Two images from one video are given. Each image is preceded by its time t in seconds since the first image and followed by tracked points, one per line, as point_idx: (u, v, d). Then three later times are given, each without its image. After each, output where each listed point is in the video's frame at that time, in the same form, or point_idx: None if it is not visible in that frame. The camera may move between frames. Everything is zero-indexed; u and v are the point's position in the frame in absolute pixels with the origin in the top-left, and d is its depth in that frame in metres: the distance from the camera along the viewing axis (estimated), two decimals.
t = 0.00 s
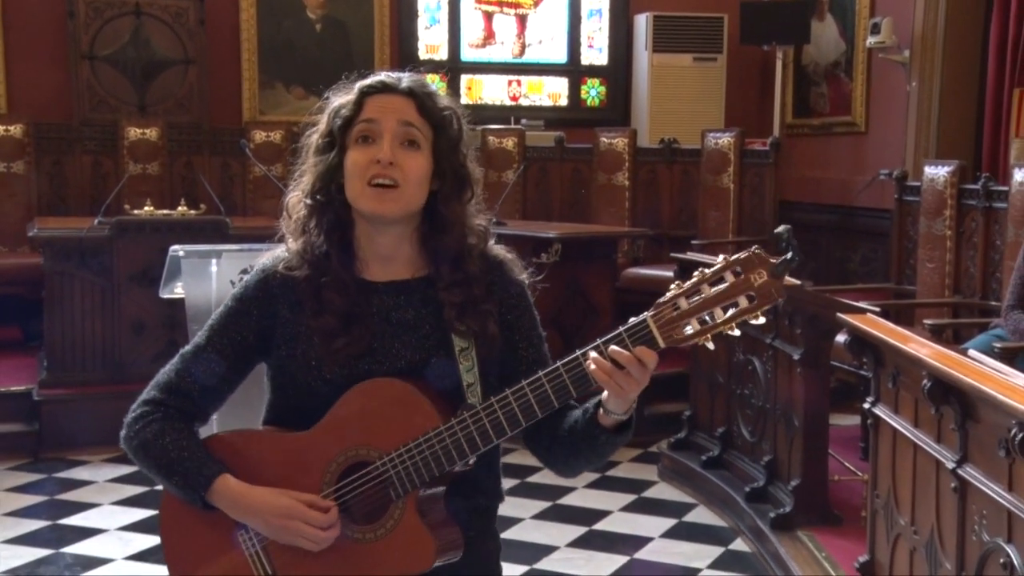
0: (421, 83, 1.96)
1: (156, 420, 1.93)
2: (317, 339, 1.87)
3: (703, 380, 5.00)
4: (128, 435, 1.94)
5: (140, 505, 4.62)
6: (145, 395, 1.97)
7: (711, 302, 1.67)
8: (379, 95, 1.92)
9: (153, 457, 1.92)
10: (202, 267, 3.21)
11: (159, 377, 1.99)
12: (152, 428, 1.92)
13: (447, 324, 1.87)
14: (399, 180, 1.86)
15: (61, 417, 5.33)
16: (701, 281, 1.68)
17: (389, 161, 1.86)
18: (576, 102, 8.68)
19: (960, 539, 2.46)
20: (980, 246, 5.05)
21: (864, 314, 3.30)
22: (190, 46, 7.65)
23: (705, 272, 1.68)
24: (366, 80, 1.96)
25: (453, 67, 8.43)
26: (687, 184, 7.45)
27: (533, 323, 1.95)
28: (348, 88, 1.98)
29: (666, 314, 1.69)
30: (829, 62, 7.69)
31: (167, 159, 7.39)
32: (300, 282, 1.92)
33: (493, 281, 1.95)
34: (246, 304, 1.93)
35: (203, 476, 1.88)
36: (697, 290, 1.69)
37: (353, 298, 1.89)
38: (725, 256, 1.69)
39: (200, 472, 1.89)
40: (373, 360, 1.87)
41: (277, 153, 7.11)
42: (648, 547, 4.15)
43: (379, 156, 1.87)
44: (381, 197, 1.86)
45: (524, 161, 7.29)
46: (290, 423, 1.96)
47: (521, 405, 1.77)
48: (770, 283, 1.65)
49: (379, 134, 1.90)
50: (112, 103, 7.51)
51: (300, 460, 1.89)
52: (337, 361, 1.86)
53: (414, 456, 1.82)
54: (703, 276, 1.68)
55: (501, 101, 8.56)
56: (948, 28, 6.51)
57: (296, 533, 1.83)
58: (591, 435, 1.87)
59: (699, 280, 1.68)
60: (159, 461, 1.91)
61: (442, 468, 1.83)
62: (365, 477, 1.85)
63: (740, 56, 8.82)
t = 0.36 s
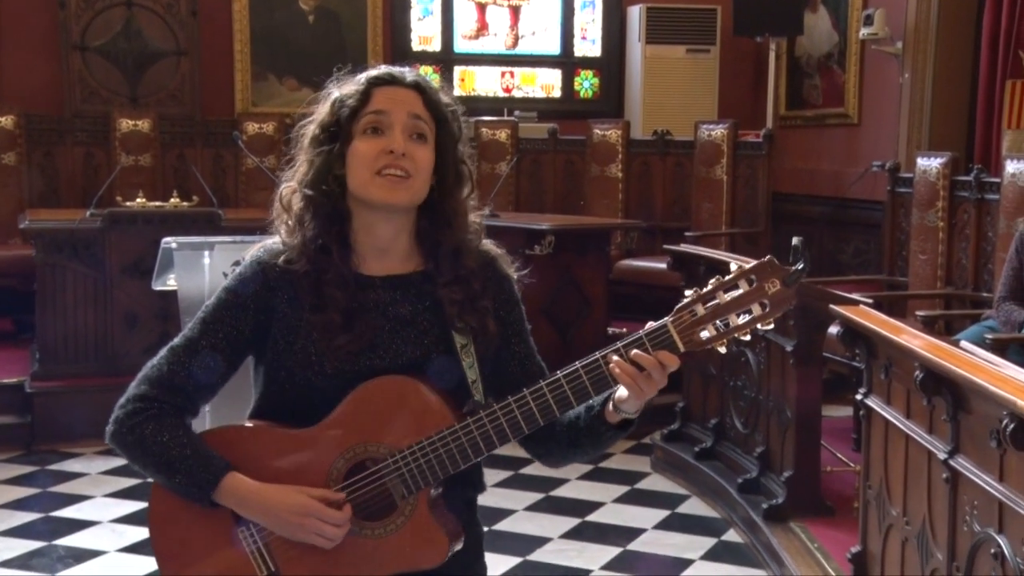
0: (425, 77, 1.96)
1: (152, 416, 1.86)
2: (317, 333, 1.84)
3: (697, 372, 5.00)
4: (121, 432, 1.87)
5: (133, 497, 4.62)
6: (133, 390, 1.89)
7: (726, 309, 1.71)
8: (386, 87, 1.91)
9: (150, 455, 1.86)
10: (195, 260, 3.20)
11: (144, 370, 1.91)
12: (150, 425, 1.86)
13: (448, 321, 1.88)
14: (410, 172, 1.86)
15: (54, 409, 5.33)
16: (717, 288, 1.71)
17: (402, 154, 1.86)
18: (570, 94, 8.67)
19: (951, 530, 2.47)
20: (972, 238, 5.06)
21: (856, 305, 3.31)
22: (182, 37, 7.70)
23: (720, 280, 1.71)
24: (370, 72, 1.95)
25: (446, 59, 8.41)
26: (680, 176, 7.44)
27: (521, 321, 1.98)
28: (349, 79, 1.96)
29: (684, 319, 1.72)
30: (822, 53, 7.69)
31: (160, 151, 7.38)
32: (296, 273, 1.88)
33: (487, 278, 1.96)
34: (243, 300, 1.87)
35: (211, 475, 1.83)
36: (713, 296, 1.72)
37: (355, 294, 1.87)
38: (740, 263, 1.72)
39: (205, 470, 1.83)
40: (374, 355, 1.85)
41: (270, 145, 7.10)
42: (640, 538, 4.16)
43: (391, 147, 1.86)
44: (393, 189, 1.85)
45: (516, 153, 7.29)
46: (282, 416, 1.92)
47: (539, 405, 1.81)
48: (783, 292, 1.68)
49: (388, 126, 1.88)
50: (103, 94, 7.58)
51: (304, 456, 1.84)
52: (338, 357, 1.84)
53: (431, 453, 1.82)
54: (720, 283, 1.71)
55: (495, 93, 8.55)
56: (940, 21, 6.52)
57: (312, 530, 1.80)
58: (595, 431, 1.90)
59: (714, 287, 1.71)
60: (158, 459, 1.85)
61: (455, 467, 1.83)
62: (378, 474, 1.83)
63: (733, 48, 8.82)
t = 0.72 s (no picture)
0: (418, 76, 1.96)
1: (147, 413, 1.77)
2: (314, 331, 1.81)
3: (688, 365, 5.01)
4: (112, 430, 1.77)
5: (124, 490, 4.61)
6: (122, 386, 1.79)
7: (721, 318, 1.77)
8: (384, 83, 1.89)
9: (145, 454, 1.77)
10: (186, 253, 3.20)
11: (130, 365, 1.82)
12: (145, 422, 1.77)
13: (440, 319, 1.88)
14: (412, 166, 1.85)
15: (44, 402, 5.32)
16: (713, 299, 1.77)
17: (406, 148, 1.84)
18: (561, 87, 8.66)
19: (942, 521, 2.48)
20: (963, 231, 5.07)
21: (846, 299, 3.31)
22: (172, 30, 7.67)
23: (716, 290, 1.78)
24: (366, 68, 1.93)
25: (438, 52, 8.40)
26: (672, 168, 7.42)
27: (502, 319, 2.00)
28: (344, 75, 1.93)
29: (683, 327, 1.77)
30: (813, 46, 7.69)
31: (150, 143, 7.36)
32: (292, 267, 1.83)
33: (475, 277, 1.97)
34: (239, 293, 1.80)
35: (213, 472, 1.74)
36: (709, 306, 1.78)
37: (351, 291, 1.84)
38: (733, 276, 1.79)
39: (208, 468, 1.74)
40: (370, 353, 1.83)
41: (260, 138, 7.08)
42: (632, 531, 4.16)
43: (397, 141, 1.85)
44: (398, 183, 1.83)
45: (508, 146, 7.29)
46: (270, 413, 1.86)
47: (543, 407, 1.85)
48: (775, 302, 1.75)
49: (389, 121, 1.87)
50: (93, 87, 7.54)
51: (305, 453, 1.79)
52: (335, 354, 1.81)
53: (437, 453, 1.81)
54: (714, 294, 1.77)
55: (486, 86, 8.54)
56: (931, 14, 6.53)
57: (321, 527, 1.74)
58: (582, 427, 1.91)
59: (711, 298, 1.77)
60: (154, 458, 1.76)
61: (455, 467, 1.83)
62: (381, 472, 1.80)
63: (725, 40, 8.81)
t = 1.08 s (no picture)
0: (400, 66, 1.95)
1: (143, 412, 1.77)
2: (306, 324, 1.80)
3: (681, 359, 5.01)
4: (108, 430, 1.76)
5: (117, 486, 4.61)
6: (116, 386, 1.79)
7: (708, 291, 1.76)
8: (368, 75, 1.88)
9: (142, 453, 1.76)
10: (179, 248, 3.19)
11: (123, 365, 1.81)
12: (141, 421, 1.76)
13: (430, 308, 1.88)
14: (401, 158, 1.85)
15: (37, 398, 5.32)
16: (700, 272, 1.77)
17: (394, 139, 1.84)
18: (554, 81, 8.66)
19: (933, 515, 2.48)
20: (955, 226, 5.08)
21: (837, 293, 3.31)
22: (164, 25, 7.71)
23: (702, 264, 1.77)
24: (349, 60, 1.91)
25: (431, 47, 8.40)
26: (664, 163, 7.43)
27: (489, 306, 2.00)
28: (326, 67, 1.91)
29: (673, 301, 1.77)
30: (806, 41, 7.70)
31: (143, 138, 7.35)
32: (281, 261, 1.82)
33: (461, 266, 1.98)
34: (232, 289, 1.80)
35: (213, 468, 1.74)
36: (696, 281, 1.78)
37: (342, 285, 1.84)
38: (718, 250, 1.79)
39: (205, 466, 1.74)
40: (361, 344, 1.83)
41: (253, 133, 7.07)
42: (625, 525, 4.17)
43: (385, 133, 1.84)
44: (387, 175, 1.83)
45: (501, 141, 7.28)
46: (262, 407, 1.86)
47: (539, 387, 1.84)
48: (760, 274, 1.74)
49: (375, 113, 1.86)
50: (85, 82, 7.57)
51: (302, 444, 1.79)
52: (327, 347, 1.81)
53: (436, 438, 1.81)
54: (701, 268, 1.76)
55: (479, 81, 8.54)
56: (923, 10, 6.54)
57: (323, 518, 1.74)
58: (577, 408, 1.90)
59: (697, 272, 1.77)
60: (152, 456, 1.76)
61: (454, 451, 1.83)
62: (380, 461, 1.80)
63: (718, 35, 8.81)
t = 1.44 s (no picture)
0: (384, 58, 1.94)
1: (143, 410, 1.77)
2: (304, 319, 1.79)
3: (680, 356, 5.01)
4: (109, 430, 1.77)
5: (115, 483, 4.60)
6: (114, 386, 1.79)
7: (703, 272, 1.75)
8: (354, 69, 1.88)
9: (142, 451, 1.76)
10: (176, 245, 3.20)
11: (121, 365, 1.82)
12: (140, 419, 1.77)
13: (428, 300, 1.88)
14: (393, 150, 1.84)
15: (35, 395, 5.32)
16: (694, 254, 1.77)
17: (385, 132, 1.83)
18: (553, 78, 8.65)
19: (932, 510, 2.48)
20: (953, 222, 5.08)
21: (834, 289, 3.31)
22: (162, 20, 7.71)
23: (696, 246, 1.77)
24: (333, 55, 1.91)
25: (429, 44, 8.40)
26: (662, 160, 7.43)
27: (486, 297, 2.00)
28: (310, 64, 1.91)
29: (668, 283, 1.77)
30: (805, 38, 7.70)
31: (141, 134, 7.34)
32: (278, 261, 1.82)
33: (457, 257, 1.97)
34: (229, 287, 1.79)
35: (213, 465, 1.74)
36: (690, 262, 1.77)
37: (339, 279, 1.84)
38: (711, 232, 1.78)
39: (204, 464, 1.74)
40: (360, 338, 1.82)
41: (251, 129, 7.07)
42: (624, 522, 4.17)
43: (376, 126, 1.84)
44: (379, 169, 1.83)
45: (500, 137, 7.28)
46: (261, 404, 1.86)
47: (538, 373, 1.84)
48: (754, 253, 1.74)
49: (364, 108, 1.86)
50: (83, 78, 7.57)
51: (302, 437, 1.78)
52: (325, 342, 1.80)
53: (437, 428, 1.81)
54: (695, 249, 1.76)
55: (478, 78, 8.54)
56: (921, 7, 6.53)
57: (325, 512, 1.74)
58: (576, 394, 1.89)
59: (691, 253, 1.77)
60: (151, 454, 1.76)
61: (455, 440, 1.83)
62: (380, 452, 1.79)
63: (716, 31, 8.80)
